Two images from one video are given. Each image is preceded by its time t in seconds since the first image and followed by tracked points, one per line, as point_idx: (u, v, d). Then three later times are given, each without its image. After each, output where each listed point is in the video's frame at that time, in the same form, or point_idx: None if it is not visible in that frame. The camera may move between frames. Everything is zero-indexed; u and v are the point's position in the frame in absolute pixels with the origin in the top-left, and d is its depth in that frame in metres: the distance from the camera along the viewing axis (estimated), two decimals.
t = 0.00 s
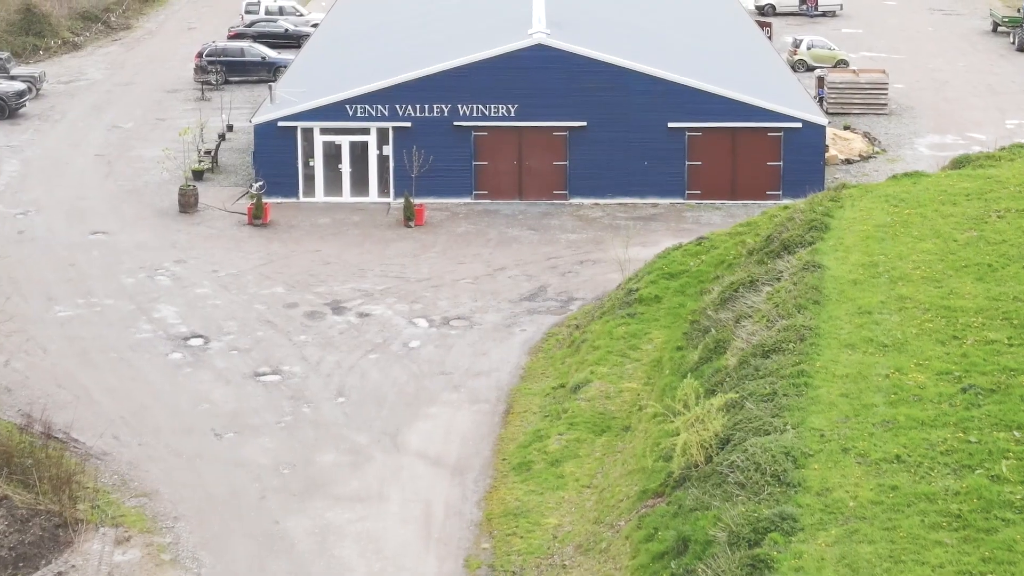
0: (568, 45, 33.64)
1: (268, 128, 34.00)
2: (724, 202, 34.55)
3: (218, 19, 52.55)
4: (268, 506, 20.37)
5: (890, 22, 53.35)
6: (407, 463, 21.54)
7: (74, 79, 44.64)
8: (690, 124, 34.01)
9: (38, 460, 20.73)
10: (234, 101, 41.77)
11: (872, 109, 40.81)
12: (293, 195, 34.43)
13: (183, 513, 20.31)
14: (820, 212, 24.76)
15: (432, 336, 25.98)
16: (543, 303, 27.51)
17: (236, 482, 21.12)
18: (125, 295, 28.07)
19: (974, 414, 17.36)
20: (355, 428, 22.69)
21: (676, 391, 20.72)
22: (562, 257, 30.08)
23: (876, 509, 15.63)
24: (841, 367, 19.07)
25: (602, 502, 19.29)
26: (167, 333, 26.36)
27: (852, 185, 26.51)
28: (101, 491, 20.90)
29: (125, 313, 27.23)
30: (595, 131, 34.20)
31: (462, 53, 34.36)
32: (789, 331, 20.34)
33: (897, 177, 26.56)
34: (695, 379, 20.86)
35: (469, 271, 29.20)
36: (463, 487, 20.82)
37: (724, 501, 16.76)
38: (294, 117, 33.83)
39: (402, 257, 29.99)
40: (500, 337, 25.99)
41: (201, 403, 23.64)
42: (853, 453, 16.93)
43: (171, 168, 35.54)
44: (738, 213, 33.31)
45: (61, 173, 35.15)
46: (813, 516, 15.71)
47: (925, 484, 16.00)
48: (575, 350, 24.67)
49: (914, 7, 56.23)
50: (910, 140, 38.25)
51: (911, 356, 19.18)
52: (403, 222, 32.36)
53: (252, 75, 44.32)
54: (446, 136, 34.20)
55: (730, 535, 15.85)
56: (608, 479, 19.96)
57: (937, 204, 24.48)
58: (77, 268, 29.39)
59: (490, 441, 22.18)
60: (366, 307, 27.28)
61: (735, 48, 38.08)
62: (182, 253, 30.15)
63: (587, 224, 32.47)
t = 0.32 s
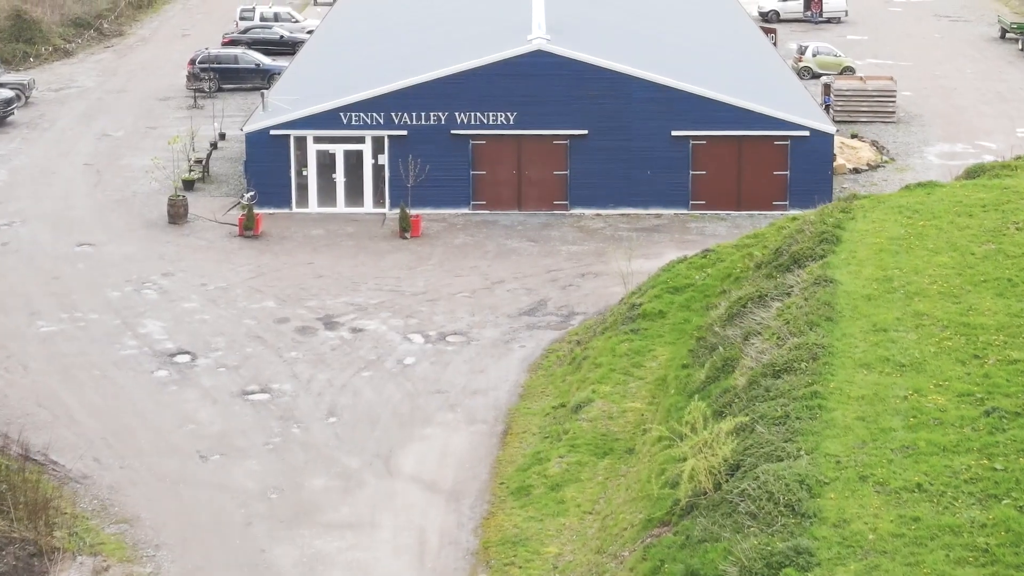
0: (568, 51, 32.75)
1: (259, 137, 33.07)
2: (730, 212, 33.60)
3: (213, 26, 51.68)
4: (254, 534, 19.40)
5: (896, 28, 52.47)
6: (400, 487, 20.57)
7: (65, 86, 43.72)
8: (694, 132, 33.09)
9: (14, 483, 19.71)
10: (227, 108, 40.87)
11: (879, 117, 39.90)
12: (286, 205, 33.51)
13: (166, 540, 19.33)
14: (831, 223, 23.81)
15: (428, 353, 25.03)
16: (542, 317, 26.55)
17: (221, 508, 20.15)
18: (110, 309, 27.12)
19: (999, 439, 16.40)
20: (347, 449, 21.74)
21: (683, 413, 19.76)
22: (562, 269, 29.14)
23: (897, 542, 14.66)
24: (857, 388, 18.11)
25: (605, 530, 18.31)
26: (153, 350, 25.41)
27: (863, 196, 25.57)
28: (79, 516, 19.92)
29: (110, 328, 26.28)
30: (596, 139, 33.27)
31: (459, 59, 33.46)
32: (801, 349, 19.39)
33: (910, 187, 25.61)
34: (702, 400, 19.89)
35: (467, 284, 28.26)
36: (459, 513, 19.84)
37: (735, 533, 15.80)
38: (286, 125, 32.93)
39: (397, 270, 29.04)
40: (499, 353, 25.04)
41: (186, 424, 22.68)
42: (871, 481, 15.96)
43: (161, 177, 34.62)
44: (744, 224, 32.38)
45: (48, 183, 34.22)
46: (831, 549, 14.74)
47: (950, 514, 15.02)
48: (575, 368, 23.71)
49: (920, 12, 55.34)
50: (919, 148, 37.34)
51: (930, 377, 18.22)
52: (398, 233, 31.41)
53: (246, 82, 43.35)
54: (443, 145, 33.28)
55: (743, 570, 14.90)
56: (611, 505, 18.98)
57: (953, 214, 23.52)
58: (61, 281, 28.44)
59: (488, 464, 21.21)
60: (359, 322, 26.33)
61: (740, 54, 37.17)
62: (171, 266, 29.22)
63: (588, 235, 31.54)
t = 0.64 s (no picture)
0: (569, 56, 31.95)
1: (252, 144, 32.24)
2: (734, 222, 32.76)
3: (208, 31, 50.89)
4: (240, 559, 18.49)
5: (902, 34, 51.67)
6: (393, 510, 19.70)
7: (56, 93, 42.90)
8: (698, 139, 32.25)
9: None
10: (221, 115, 40.06)
11: (886, 124, 39.06)
12: (279, 215, 32.67)
13: (148, 566, 18.39)
14: (841, 233, 22.96)
15: (423, 368, 24.17)
16: (542, 331, 25.69)
17: (206, 532, 19.24)
18: (96, 323, 26.27)
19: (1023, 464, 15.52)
20: (338, 470, 20.87)
21: (689, 434, 18.90)
22: (563, 281, 28.29)
23: None
24: (872, 408, 17.24)
25: (607, 557, 17.44)
26: (139, 365, 24.54)
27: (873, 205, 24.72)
28: (58, 541, 18.94)
29: (95, 342, 25.43)
30: (597, 147, 32.44)
31: (457, 64, 32.66)
32: (812, 366, 18.53)
33: (923, 196, 24.76)
34: (709, 420, 19.03)
35: (464, 296, 27.41)
36: (455, 538, 18.96)
37: (745, 563, 14.92)
38: (279, 132, 32.11)
39: (392, 281, 28.20)
40: (497, 369, 24.18)
41: (172, 443, 21.81)
42: (889, 507, 15.07)
43: (151, 186, 33.78)
44: (749, 234, 31.53)
45: (35, 192, 33.39)
46: None
47: (974, 546, 14.14)
48: (576, 384, 22.85)
49: (926, 18, 54.54)
50: (927, 156, 36.51)
51: (948, 397, 17.36)
52: (394, 243, 30.56)
53: (240, 89, 42.50)
54: (440, 153, 32.46)
55: None
56: (613, 530, 18.10)
57: (968, 225, 22.67)
58: (46, 293, 27.59)
59: (485, 486, 20.34)
60: (352, 336, 25.48)
61: (744, 59, 36.34)
62: (159, 277, 28.37)
63: (589, 246, 30.69)
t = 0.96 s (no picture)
0: (570, 62, 31.07)
1: (243, 153, 31.33)
2: (740, 232, 31.82)
3: (202, 38, 50.02)
4: None
5: (908, 40, 50.77)
6: (385, 537, 18.74)
7: (46, 100, 42.01)
8: (702, 147, 31.34)
9: None
10: (213, 123, 39.17)
11: (894, 132, 38.17)
12: (271, 225, 31.75)
13: None
14: (853, 245, 22.03)
15: (418, 386, 23.21)
16: (541, 346, 24.75)
17: (187, 559, 18.28)
18: (79, 337, 25.34)
19: None
20: (328, 494, 19.90)
21: (696, 458, 17.95)
22: (563, 294, 27.35)
23: None
24: (889, 432, 16.30)
25: None
26: (122, 382, 23.60)
27: (886, 216, 23.80)
28: (31, 570, 17.97)
29: (77, 358, 24.49)
30: (598, 155, 31.52)
31: (454, 70, 31.77)
32: (825, 386, 17.58)
33: (937, 206, 23.83)
34: (717, 443, 18.09)
35: (460, 309, 26.48)
36: (449, 566, 18.00)
37: None
38: (271, 140, 31.22)
39: (386, 295, 27.26)
40: (494, 386, 23.23)
41: (154, 465, 20.86)
42: (910, 539, 14.12)
43: (139, 196, 32.86)
44: (755, 245, 30.60)
45: (20, 202, 32.48)
46: None
47: None
48: (577, 403, 21.90)
49: (932, 24, 53.64)
50: (937, 165, 35.59)
51: (969, 419, 16.41)
52: (389, 255, 29.62)
53: (234, 96, 41.63)
54: (437, 161, 31.55)
55: None
56: (616, 559, 17.15)
57: (986, 236, 21.74)
58: (28, 306, 26.66)
59: (481, 511, 19.37)
60: (345, 352, 24.54)
61: (749, 65, 35.41)
62: (146, 290, 27.44)
63: (590, 257, 29.75)
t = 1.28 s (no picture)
0: (570, 67, 30.21)
1: (233, 161, 30.45)
2: (746, 243, 30.92)
3: (196, 44, 49.20)
4: None
5: (914, 46, 49.91)
6: (376, 564, 17.80)
7: (35, 107, 41.14)
8: (706, 155, 30.46)
9: None
10: (205, 131, 38.30)
11: (902, 139, 37.28)
12: (262, 236, 30.86)
13: None
14: (866, 257, 21.10)
15: (412, 403, 22.28)
16: (541, 362, 23.83)
17: None
18: (62, 352, 24.42)
19: None
20: (317, 519, 18.96)
21: (705, 484, 17.02)
22: (563, 307, 26.44)
23: None
24: (909, 456, 15.37)
25: None
26: (105, 400, 22.67)
27: (899, 226, 22.89)
28: None
29: (59, 374, 23.57)
30: (599, 164, 30.64)
31: (451, 76, 30.90)
32: (840, 407, 16.66)
33: (952, 217, 22.93)
34: (727, 467, 17.16)
35: (458, 323, 25.57)
36: None
37: None
38: (262, 148, 30.35)
39: (381, 308, 26.35)
40: (492, 404, 22.30)
41: (136, 487, 19.92)
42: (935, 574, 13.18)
43: (128, 205, 31.97)
44: (761, 256, 29.69)
45: (5, 211, 31.57)
46: None
47: None
48: (578, 422, 20.97)
49: (938, 30, 52.77)
50: (947, 173, 34.70)
51: (994, 443, 15.49)
52: (384, 266, 28.72)
53: (227, 103, 40.76)
54: (433, 170, 30.66)
55: None
56: None
57: (1005, 248, 20.83)
58: (10, 320, 25.74)
59: (477, 536, 18.44)
60: (337, 368, 23.62)
61: (754, 70, 34.53)
62: (132, 303, 26.52)
63: (591, 269, 28.85)
